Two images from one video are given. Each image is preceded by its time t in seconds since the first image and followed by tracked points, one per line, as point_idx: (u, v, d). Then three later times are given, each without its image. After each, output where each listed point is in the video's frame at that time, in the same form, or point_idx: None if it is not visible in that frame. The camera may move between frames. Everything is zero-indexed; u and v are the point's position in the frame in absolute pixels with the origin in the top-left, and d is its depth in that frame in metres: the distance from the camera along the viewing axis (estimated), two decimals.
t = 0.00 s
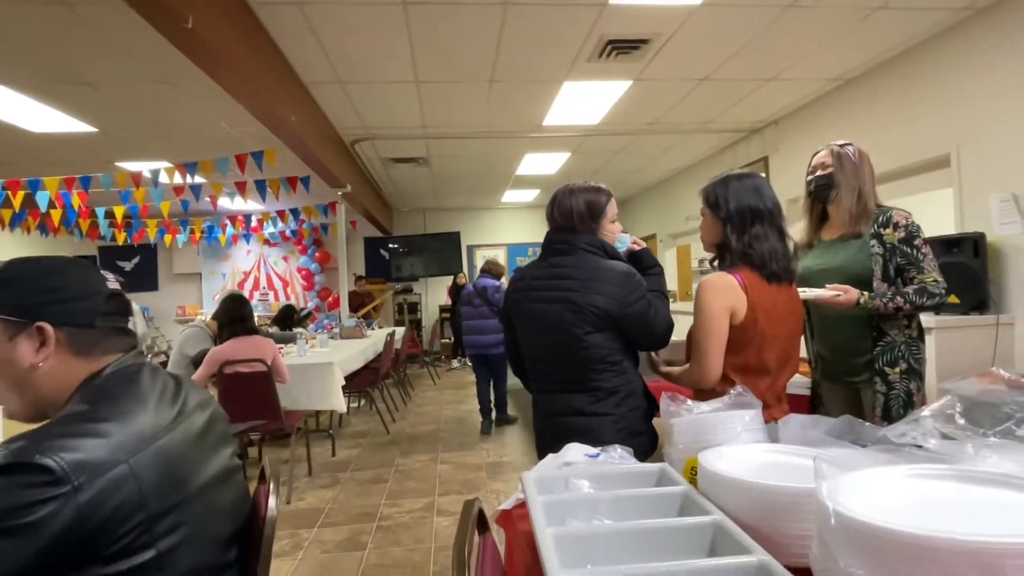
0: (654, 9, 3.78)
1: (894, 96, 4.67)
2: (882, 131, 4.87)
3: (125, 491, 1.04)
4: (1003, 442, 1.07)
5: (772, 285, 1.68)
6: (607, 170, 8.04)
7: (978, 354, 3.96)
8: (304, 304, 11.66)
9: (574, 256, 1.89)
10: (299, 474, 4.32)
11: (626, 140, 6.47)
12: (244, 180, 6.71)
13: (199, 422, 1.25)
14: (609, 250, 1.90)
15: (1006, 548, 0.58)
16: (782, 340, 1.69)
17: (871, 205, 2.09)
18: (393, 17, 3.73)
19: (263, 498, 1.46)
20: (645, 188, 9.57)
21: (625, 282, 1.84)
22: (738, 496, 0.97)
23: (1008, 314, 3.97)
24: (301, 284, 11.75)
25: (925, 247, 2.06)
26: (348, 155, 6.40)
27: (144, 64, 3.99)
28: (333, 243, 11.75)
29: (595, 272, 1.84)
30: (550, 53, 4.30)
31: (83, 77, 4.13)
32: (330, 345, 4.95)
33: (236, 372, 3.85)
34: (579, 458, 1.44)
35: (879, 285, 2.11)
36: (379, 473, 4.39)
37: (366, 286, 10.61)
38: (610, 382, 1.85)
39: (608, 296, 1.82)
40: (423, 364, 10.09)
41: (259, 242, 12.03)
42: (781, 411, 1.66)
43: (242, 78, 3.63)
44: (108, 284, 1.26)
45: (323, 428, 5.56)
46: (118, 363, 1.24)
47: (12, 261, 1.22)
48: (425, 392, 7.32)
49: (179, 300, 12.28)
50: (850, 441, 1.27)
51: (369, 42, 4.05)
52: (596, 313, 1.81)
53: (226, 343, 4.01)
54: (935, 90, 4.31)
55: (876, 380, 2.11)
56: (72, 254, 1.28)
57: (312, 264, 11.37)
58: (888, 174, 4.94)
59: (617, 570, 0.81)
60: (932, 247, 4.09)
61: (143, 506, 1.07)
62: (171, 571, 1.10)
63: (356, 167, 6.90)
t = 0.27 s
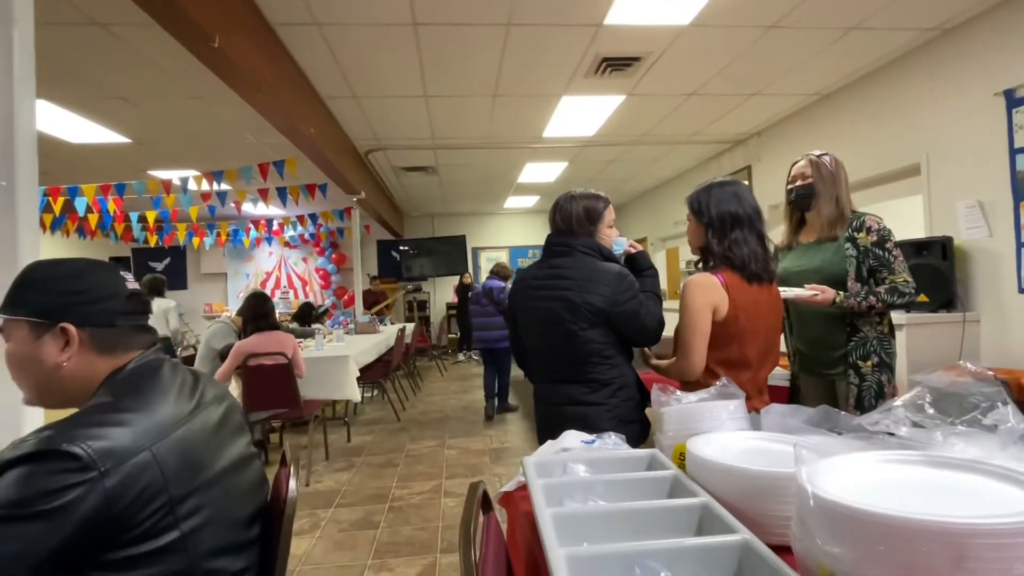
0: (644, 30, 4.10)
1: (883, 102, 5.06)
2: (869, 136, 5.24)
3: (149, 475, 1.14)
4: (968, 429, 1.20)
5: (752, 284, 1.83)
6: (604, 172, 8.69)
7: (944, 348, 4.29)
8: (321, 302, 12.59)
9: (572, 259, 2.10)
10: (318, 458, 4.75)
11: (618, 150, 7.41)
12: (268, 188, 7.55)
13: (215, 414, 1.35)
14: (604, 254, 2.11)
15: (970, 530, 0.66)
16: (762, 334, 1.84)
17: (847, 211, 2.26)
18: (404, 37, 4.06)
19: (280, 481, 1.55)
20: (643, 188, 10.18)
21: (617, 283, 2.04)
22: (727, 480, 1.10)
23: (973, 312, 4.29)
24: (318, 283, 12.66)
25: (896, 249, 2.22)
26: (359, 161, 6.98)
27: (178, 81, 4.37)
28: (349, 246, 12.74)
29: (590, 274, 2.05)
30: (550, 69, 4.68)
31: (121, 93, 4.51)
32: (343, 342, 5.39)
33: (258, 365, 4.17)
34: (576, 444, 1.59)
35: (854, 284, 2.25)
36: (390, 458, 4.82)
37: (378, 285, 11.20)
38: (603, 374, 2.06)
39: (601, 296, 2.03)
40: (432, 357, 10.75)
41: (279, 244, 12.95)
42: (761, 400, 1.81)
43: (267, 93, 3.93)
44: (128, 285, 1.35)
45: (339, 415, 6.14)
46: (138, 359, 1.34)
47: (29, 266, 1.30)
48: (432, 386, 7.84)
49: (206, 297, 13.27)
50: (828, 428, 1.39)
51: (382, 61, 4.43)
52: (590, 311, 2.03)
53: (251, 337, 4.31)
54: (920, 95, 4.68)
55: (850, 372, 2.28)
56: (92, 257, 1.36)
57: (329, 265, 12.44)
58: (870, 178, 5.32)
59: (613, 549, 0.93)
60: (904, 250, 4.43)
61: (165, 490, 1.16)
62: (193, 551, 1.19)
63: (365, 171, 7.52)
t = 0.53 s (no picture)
0: (637, 47, 4.38)
1: (870, 112, 5.29)
2: (856, 143, 5.50)
3: (178, 461, 1.11)
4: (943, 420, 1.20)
5: (735, 284, 1.97)
6: (608, 176, 9.14)
7: (922, 344, 4.54)
8: (339, 301, 13.01)
9: (573, 259, 2.21)
10: (335, 445, 5.14)
11: (615, 158, 7.84)
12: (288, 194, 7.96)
13: (236, 404, 1.32)
14: (604, 255, 2.22)
15: (946, 513, 0.67)
16: (746, 332, 1.98)
17: (826, 216, 2.23)
18: (415, 55, 4.37)
19: (301, 465, 1.51)
20: (646, 192, 10.55)
21: (616, 283, 2.15)
22: (714, 467, 1.11)
23: (948, 310, 4.57)
24: (335, 283, 13.12)
25: (872, 253, 2.16)
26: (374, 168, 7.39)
27: (205, 94, 4.70)
28: (365, 248, 13.19)
29: (591, 274, 2.16)
30: (551, 83, 5.00)
31: (152, 104, 4.84)
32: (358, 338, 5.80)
33: (280, 359, 4.50)
34: (574, 432, 1.60)
35: (831, 286, 2.21)
36: (402, 445, 5.19)
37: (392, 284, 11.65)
38: (601, 369, 2.16)
39: (601, 295, 2.14)
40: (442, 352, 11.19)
41: (299, 246, 13.36)
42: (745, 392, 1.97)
43: (289, 107, 4.21)
44: (147, 287, 1.34)
45: (355, 406, 6.57)
46: (161, 355, 1.33)
47: (57, 270, 1.30)
48: (443, 379, 8.28)
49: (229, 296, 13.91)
50: (811, 419, 1.43)
51: (395, 76, 4.76)
52: (589, 309, 2.13)
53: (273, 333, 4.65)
54: (903, 109, 4.91)
55: (829, 367, 2.23)
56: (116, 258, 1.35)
57: (346, 266, 12.92)
58: (855, 184, 5.60)
59: (608, 532, 0.93)
60: (883, 253, 4.74)
61: (193, 475, 1.13)
62: (223, 531, 1.16)
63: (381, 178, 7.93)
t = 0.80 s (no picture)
0: (645, 46, 4.38)
1: (882, 110, 5.24)
2: (866, 141, 5.47)
3: (184, 455, 1.13)
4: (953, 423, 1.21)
5: (725, 285, 1.93)
6: (615, 176, 9.15)
7: (932, 345, 4.52)
8: (346, 300, 13.08)
9: (581, 261, 2.21)
10: (342, 443, 5.17)
11: (621, 158, 7.86)
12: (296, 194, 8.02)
13: (242, 402, 1.33)
14: (610, 257, 2.23)
15: (957, 518, 0.66)
16: (742, 330, 1.93)
17: (832, 217, 2.22)
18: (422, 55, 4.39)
19: (307, 465, 1.52)
20: (652, 191, 10.56)
21: (625, 285, 2.14)
22: (719, 468, 1.11)
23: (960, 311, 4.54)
24: (343, 282, 13.19)
25: (880, 252, 2.13)
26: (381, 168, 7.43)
27: (214, 95, 4.74)
28: (372, 247, 13.26)
29: (600, 276, 2.16)
30: (558, 83, 5.00)
31: (163, 106, 4.90)
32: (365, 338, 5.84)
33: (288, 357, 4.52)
34: (581, 433, 1.61)
35: (840, 287, 2.19)
36: (409, 444, 5.21)
37: (399, 284, 11.73)
38: (610, 372, 2.15)
39: (610, 297, 2.13)
40: (447, 352, 11.23)
41: (307, 246, 13.44)
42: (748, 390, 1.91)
43: (297, 107, 4.23)
44: (151, 288, 1.34)
45: (362, 405, 6.60)
46: (169, 354, 1.34)
47: (67, 270, 1.31)
48: (450, 378, 8.32)
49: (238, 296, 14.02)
50: (818, 421, 1.42)
51: (402, 76, 4.77)
52: (599, 311, 2.13)
53: (281, 333, 4.67)
54: (915, 107, 4.88)
55: (834, 368, 2.21)
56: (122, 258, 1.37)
57: (353, 266, 13.03)
58: (864, 184, 5.57)
59: (615, 532, 0.93)
60: (893, 253, 4.72)
61: (199, 469, 1.14)
62: (229, 525, 1.18)
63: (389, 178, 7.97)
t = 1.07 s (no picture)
0: (656, 45, 4.37)
1: (897, 108, 5.18)
2: (879, 138, 5.44)
3: (199, 450, 1.15)
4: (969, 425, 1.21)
5: (720, 286, 1.93)
6: (624, 176, 9.14)
7: (946, 346, 4.47)
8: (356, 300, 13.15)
9: (587, 261, 2.20)
10: (351, 442, 5.20)
11: (630, 157, 7.85)
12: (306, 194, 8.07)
13: (255, 400, 1.35)
14: (614, 258, 2.23)
15: (970, 520, 0.66)
16: (740, 330, 1.92)
17: (834, 219, 2.19)
18: (432, 55, 4.41)
19: (319, 463, 1.53)
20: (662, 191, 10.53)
21: (632, 286, 2.14)
22: (729, 468, 1.11)
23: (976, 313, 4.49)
24: (352, 282, 13.27)
25: (886, 252, 2.09)
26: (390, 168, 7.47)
27: (226, 96, 4.78)
28: (381, 247, 13.32)
29: (607, 276, 2.15)
30: (568, 81, 4.99)
31: (176, 107, 4.96)
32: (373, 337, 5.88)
33: (299, 356, 4.56)
34: (590, 432, 1.61)
35: (846, 289, 2.17)
36: (417, 443, 5.23)
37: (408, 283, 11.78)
38: (618, 373, 2.14)
39: (618, 297, 2.12)
40: (455, 352, 11.26)
41: (317, 246, 13.53)
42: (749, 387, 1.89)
43: (307, 107, 4.25)
44: (165, 289, 1.35)
45: (371, 404, 6.64)
46: (185, 352, 1.36)
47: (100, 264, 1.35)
48: (458, 377, 8.35)
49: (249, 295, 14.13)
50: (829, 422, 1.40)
51: (411, 76, 4.79)
52: (608, 312, 2.11)
53: (291, 332, 4.70)
54: (928, 104, 4.84)
55: (840, 369, 2.19)
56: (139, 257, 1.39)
57: (362, 265, 13.07)
58: (877, 182, 5.52)
59: (624, 532, 0.94)
60: (908, 252, 4.63)
61: (213, 464, 1.16)
62: (242, 519, 1.19)
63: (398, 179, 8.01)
